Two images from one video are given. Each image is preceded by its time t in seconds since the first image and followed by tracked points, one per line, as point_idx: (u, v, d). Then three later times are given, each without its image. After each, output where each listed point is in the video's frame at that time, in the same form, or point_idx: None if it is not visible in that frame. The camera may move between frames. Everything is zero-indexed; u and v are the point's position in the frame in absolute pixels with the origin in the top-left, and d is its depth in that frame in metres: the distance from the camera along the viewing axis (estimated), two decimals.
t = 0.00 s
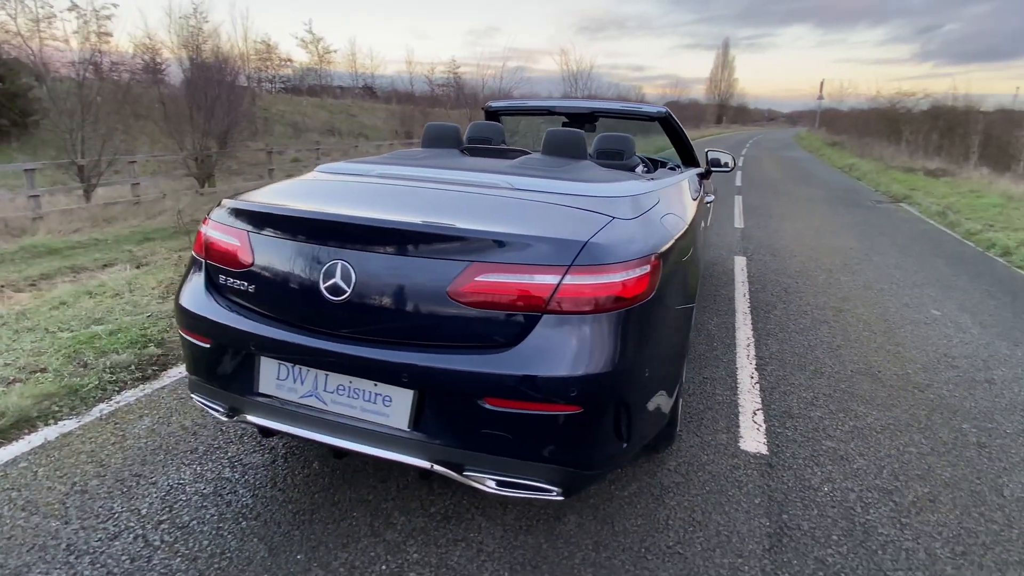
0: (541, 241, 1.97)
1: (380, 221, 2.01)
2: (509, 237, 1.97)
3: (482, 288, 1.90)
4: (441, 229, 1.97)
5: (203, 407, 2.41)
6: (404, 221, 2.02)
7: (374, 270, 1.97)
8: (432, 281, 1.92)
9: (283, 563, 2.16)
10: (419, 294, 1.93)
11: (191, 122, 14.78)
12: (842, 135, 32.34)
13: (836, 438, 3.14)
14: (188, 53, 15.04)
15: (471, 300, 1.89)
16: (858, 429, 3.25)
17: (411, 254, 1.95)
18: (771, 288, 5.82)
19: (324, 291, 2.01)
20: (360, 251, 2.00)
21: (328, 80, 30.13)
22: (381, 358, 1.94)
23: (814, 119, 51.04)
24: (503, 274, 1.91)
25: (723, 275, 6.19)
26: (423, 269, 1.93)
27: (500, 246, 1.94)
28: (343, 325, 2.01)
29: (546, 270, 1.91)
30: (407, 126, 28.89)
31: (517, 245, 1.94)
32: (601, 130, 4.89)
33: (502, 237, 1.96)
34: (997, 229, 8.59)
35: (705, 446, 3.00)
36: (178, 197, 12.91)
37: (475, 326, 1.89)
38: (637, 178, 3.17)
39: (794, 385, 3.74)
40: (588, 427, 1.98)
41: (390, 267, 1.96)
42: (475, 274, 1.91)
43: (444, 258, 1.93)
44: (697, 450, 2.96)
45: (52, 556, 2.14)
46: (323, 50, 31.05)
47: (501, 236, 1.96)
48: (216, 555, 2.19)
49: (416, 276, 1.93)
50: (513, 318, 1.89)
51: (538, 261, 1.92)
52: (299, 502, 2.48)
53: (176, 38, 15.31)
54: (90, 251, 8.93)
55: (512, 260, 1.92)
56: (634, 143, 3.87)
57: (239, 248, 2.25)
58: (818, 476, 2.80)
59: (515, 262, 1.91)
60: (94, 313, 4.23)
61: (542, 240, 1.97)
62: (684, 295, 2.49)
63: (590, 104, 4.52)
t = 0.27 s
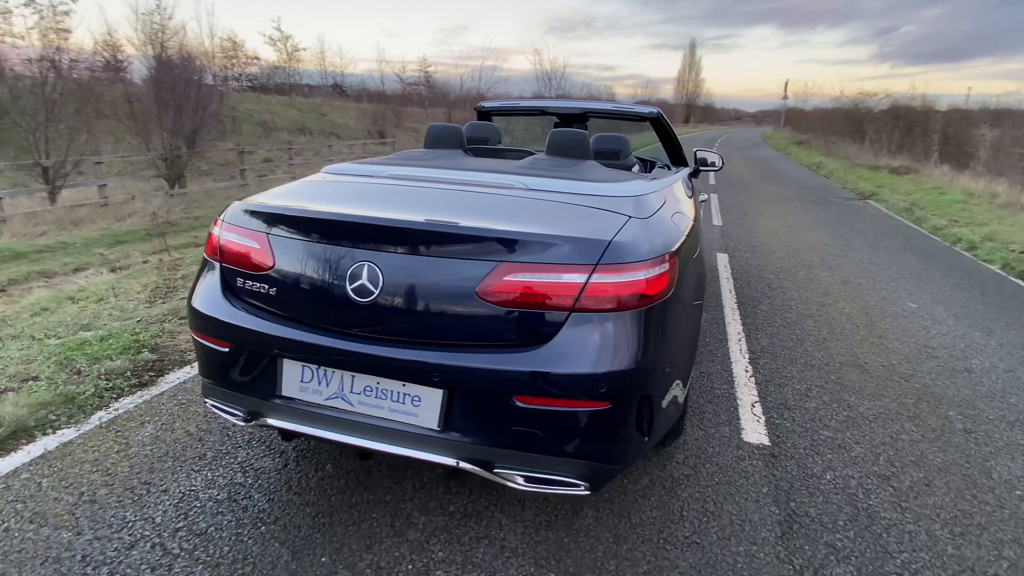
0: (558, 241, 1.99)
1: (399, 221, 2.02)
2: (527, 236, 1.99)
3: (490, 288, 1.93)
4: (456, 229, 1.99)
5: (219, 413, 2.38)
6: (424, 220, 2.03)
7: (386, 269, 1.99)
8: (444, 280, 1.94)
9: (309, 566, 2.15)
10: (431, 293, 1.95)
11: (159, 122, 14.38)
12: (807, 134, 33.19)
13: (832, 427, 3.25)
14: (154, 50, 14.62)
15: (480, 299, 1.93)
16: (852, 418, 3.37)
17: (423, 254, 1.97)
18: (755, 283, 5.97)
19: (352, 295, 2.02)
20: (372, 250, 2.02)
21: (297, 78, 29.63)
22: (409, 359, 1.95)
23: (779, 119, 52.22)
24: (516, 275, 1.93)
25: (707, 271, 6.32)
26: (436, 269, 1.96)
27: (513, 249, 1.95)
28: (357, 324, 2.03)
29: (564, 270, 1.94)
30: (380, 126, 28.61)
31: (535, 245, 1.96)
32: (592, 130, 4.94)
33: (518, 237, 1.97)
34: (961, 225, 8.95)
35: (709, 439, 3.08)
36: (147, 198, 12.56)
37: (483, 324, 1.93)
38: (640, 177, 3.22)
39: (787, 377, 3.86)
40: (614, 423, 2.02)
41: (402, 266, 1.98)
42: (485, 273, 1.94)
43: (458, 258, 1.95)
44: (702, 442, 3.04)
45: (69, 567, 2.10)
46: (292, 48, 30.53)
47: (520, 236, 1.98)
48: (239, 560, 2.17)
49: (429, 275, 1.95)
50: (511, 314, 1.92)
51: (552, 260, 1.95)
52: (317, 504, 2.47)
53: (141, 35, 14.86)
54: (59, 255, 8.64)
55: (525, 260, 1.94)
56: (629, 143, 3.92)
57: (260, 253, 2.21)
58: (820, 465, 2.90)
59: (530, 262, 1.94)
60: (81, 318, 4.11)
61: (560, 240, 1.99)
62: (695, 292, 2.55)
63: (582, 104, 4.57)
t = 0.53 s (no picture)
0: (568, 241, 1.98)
1: (411, 223, 2.02)
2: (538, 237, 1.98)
3: (492, 290, 1.93)
4: (466, 230, 1.99)
5: (229, 420, 2.34)
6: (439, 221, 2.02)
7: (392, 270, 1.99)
8: (448, 281, 1.95)
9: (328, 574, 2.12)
10: (438, 295, 1.95)
11: (123, 121, 13.93)
12: (773, 134, 33.94)
13: (826, 420, 3.35)
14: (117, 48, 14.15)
15: (483, 299, 1.94)
16: (843, 410, 3.48)
17: (429, 256, 1.98)
18: (738, 280, 6.09)
19: (370, 297, 1.99)
20: (378, 251, 2.02)
21: (264, 76, 29.04)
22: (431, 362, 1.95)
23: (745, 118, 53.32)
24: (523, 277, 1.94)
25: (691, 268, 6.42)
26: (441, 270, 1.96)
27: (520, 250, 1.95)
28: (365, 326, 2.03)
29: (571, 270, 1.95)
30: (350, 125, 28.23)
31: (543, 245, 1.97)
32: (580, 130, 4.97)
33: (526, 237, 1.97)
34: (927, 221, 9.29)
35: (710, 434, 3.14)
36: (113, 200, 12.15)
37: (485, 324, 1.94)
38: (641, 177, 3.24)
39: (778, 372, 3.96)
40: (636, 422, 2.04)
41: (409, 268, 1.99)
42: (488, 275, 1.94)
43: (463, 259, 1.96)
44: (704, 438, 3.10)
45: None
46: (258, 45, 29.90)
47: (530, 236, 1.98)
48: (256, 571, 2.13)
49: (435, 276, 1.96)
50: (506, 314, 1.93)
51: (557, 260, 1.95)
52: (329, 511, 2.44)
53: (102, 31, 14.34)
54: (22, 260, 8.30)
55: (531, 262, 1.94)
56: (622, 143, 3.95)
57: (273, 258, 2.16)
58: (819, 457, 2.98)
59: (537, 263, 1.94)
60: (61, 326, 3.97)
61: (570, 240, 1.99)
62: (702, 291, 2.59)
63: (572, 104, 4.60)
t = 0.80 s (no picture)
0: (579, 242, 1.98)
1: (424, 224, 2.00)
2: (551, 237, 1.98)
3: (494, 290, 1.93)
4: (480, 230, 1.98)
5: (238, 428, 2.28)
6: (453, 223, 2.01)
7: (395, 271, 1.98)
8: (453, 282, 1.94)
9: None
10: (442, 296, 1.94)
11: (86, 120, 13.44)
12: (741, 132, 34.63)
13: (821, 413, 3.43)
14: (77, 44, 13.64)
15: (486, 299, 1.93)
16: (836, 402, 3.57)
17: (435, 257, 1.97)
18: (722, 277, 6.19)
19: (391, 300, 1.96)
20: (382, 252, 2.00)
21: (230, 74, 28.37)
22: (452, 366, 1.93)
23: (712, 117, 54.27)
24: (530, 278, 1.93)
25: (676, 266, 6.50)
26: (446, 271, 1.95)
27: (524, 251, 1.95)
28: (371, 327, 2.00)
29: (576, 271, 1.94)
30: (321, 124, 27.78)
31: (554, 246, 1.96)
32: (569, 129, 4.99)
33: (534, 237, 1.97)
34: (895, 217, 9.59)
35: (712, 429, 3.19)
36: (77, 201, 11.73)
37: (496, 325, 1.93)
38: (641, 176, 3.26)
39: (770, 367, 4.03)
40: (657, 421, 2.05)
41: (423, 269, 1.97)
42: (499, 276, 1.93)
43: (469, 260, 1.95)
44: (707, 434, 3.14)
45: None
46: (223, 42, 29.20)
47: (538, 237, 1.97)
48: None
49: (443, 277, 1.95)
50: (500, 314, 1.93)
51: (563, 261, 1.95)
52: (341, 518, 2.39)
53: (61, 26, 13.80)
54: None
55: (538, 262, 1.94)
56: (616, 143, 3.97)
57: (285, 261, 2.11)
58: (818, 449, 3.05)
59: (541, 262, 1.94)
60: (39, 334, 3.81)
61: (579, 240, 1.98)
62: (710, 289, 2.61)
63: (563, 104, 4.61)
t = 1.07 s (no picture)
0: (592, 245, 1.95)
1: (437, 227, 1.97)
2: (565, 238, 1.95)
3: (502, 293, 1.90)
4: (495, 232, 1.94)
5: (250, 440, 2.21)
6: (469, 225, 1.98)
7: (402, 276, 1.94)
8: (458, 284, 1.91)
9: None
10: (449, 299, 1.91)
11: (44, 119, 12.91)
12: (709, 131, 35.18)
13: (819, 407, 3.50)
14: (34, 40, 13.08)
15: (489, 302, 1.91)
16: (831, 397, 3.64)
17: (444, 260, 1.93)
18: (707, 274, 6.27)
19: (415, 306, 1.91)
20: (389, 254, 1.96)
21: (194, 71, 27.59)
22: (478, 371, 1.90)
23: (680, 114, 54.97)
24: (537, 282, 1.91)
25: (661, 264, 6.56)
26: (453, 274, 1.92)
27: (527, 258, 1.92)
28: (381, 332, 1.97)
29: (583, 273, 1.92)
30: (289, 123, 27.26)
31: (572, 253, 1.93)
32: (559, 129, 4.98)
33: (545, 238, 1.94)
34: (866, 214, 9.86)
35: (716, 427, 3.22)
36: (38, 203, 11.25)
37: (519, 329, 1.91)
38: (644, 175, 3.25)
39: (764, 363, 4.10)
40: (682, 422, 2.05)
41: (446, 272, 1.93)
42: (522, 279, 1.91)
43: (473, 262, 1.92)
44: (712, 431, 3.17)
45: None
46: (186, 39, 28.39)
47: (550, 238, 1.94)
48: None
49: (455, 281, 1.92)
50: (495, 317, 1.91)
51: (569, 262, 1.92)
52: (356, 529, 2.34)
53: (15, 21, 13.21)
54: None
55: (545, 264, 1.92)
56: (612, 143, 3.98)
57: (300, 266, 2.05)
58: (820, 444, 3.11)
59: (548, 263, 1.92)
60: (17, 345, 3.63)
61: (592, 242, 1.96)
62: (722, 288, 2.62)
63: (555, 104, 4.60)
